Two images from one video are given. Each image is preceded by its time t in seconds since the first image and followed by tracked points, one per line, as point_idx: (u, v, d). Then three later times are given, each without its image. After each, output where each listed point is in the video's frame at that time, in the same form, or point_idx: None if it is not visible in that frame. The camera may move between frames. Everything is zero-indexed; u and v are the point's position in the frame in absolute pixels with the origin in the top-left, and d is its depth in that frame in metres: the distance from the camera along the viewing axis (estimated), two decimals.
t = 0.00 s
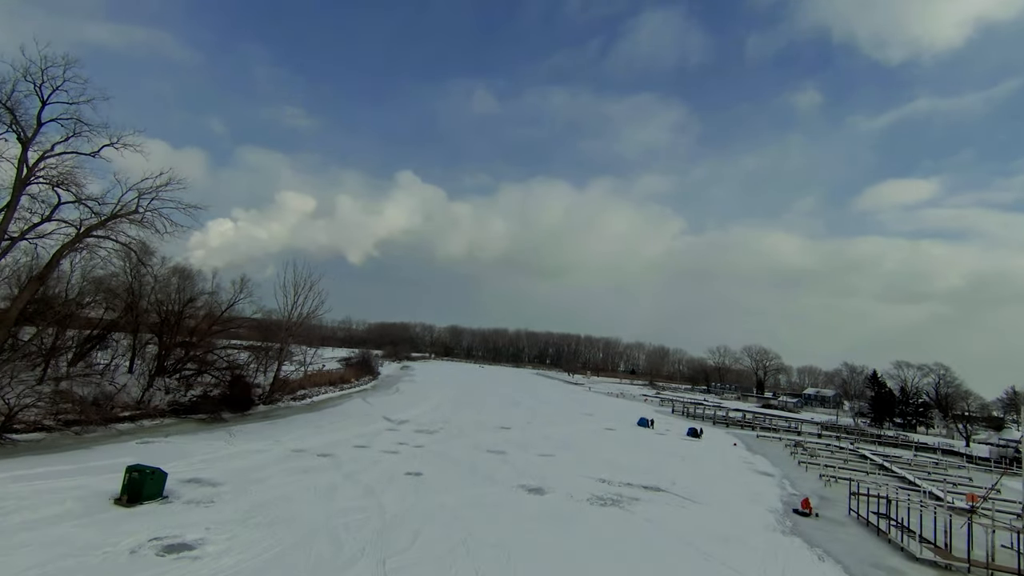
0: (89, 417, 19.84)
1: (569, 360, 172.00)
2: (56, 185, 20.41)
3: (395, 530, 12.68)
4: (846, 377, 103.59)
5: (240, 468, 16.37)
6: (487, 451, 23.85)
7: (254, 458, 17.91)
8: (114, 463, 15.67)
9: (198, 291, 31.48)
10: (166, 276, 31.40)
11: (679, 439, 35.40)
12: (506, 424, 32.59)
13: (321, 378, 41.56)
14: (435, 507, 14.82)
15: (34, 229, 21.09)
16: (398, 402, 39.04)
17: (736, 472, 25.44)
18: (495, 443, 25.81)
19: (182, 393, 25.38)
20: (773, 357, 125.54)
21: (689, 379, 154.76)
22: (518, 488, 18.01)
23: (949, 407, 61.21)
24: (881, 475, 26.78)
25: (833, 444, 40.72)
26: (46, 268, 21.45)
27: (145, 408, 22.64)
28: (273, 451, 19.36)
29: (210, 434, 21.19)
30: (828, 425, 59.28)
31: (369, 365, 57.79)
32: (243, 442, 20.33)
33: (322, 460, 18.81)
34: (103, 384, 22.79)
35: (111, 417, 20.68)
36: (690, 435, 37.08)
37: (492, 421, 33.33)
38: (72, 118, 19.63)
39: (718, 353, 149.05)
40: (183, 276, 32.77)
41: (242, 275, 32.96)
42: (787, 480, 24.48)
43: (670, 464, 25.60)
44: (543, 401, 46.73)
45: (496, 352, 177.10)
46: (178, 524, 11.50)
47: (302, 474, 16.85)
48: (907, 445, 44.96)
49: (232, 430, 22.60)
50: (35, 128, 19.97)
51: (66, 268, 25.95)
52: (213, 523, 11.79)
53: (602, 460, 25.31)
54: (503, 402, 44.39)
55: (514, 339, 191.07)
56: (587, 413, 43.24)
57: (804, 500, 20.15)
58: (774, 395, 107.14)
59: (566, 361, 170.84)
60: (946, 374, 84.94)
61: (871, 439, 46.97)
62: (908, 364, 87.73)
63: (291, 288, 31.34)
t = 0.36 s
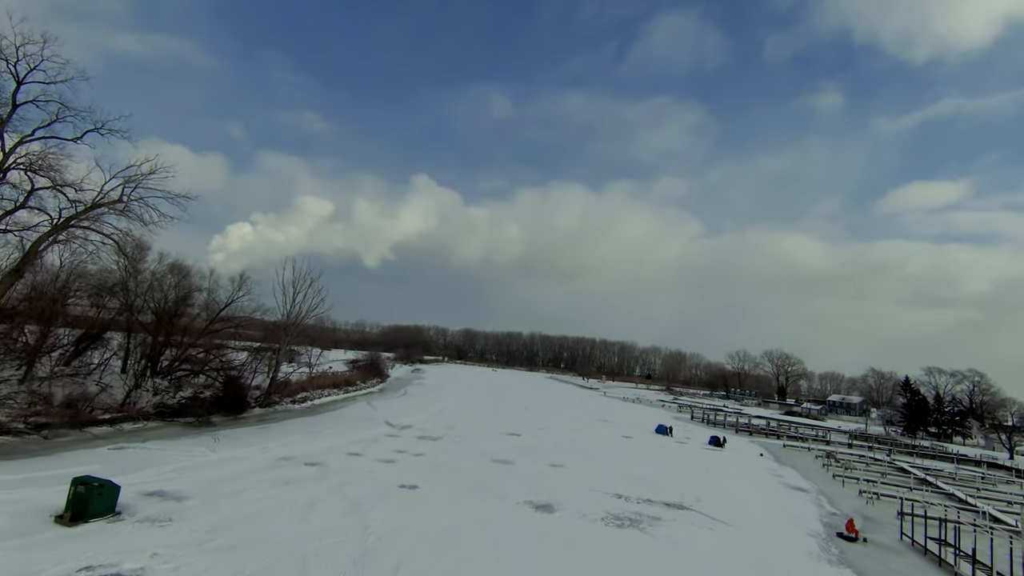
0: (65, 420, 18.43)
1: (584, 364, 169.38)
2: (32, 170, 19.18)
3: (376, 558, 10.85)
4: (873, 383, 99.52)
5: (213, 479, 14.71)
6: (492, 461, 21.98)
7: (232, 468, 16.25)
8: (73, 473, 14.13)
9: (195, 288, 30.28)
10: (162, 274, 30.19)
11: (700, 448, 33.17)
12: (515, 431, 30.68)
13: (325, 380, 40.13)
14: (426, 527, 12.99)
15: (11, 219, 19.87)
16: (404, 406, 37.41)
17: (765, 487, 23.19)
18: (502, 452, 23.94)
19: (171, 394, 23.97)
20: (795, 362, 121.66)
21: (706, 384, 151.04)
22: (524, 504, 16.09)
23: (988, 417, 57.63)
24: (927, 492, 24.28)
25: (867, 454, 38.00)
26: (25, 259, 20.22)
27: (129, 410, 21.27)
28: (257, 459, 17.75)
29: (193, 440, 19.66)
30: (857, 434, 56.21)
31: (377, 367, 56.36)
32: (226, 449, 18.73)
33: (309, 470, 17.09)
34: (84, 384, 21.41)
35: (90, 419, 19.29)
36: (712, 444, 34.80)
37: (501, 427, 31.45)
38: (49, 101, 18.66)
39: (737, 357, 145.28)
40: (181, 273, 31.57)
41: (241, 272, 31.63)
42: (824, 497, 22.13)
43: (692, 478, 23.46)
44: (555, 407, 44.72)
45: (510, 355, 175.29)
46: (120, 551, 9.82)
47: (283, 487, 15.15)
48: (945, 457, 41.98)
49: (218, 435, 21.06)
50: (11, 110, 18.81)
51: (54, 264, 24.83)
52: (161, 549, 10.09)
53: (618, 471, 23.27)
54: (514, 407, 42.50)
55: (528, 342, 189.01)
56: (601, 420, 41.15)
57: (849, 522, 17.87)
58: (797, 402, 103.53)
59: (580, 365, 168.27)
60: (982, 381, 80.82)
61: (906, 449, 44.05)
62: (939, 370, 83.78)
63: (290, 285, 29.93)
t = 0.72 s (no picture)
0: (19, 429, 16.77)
1: (591, 369, 166.94)
2: None
3: None
4: (890, 388, 96.46)
5: (170, 497, 12.93)
6: (491, 473, 20.03)
7: (197, 483, 14.47)
8: (10, 491, 12.40)
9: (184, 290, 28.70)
10: (146, 274, 28.69)
11: (716, 456, 31.03)
12: (517, 439, 28.78)
13: (321, 385, 38.45)
14: (409, 556, 11.11)
15: None
16: (400, 412, 35.58)
17: (792, 501, 21.08)
18: (503, 463, 22.02)
19: (147, 400, 22.33)
20: (808, 366, 118.68)
21: (717, 389, 148.03)
22: (524, 524, 14.13)
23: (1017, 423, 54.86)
24: (972, 506, 22.05)
25: (895, 463, 35.62)
26: None
27: (97, 418, 19.62)
28: (228, 473, 15.97)
29: (162, 450, 17.92)
30: (879, 441, 53.64)
31: (377, 372, 54.64)
32: (197, 461, 16.97)
33: (285, 485, 15.28)
34: (50, 389, 19.78)
35: (49, 428, 17.62)
36: (729, 452, 32.62)
37: (503, 435, 29.53)
38: (6, 81, 17.38)
39: (748, 361, 142.29)
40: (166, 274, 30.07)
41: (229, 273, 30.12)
42: (860, 514, 19.98)
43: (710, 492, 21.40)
44: (562, 413, 42.76)
45: (516, 360, 173.32)
46: None
47: (250, 505, 13.34)
48: (977, 466, 39.45)
49: (193, 444, 19.32)
50: None
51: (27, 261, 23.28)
52: None
53: (628, 485, 21.26)
54: (518, 413, 40.55)
55: (535, 347, 186.88)
56: (610, 426, 39.18)
57: (895, 543, 15.75)
58: (811, 407, 100.62)
59: (587, 370, 165.99)
60: (1006, 385, 77.73)
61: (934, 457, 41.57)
62: (961, 374, 80.81)
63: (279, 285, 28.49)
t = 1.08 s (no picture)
0: None
1: (596, 370, 164.81)
2: None
3: None
4: (904, 388, 93.91)
5: (111, 520, 11.18)
6: (488, 484, 18.18)
7: (150, 500, 12.74)
8: None
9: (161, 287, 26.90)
10: (122, 270, 26.91)
11: (731, 462, 29.07)
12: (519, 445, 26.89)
13: (313, 387, 36.75)
14: None
15: None
16: (396, 416, 33.80)
17: (821, 514, 19.12)
18: (502, 472, 20.20)
19: (115, 405, 20.67)
20: (818, 365, 116.19)
21: (725, 390, 145.53)
22: (522, 548, 12.28)
23: None
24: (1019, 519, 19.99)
25: (920, 468, 33.52)
26: None
27: (55, 425, 17.94)
28: (191, 487, 14.20)
29: (123, 460, 16.21)
30: (898, 443, 51.40)
31: (376, 374, 52.91)
32: (159, 473, 15.26)
33: (251, 502, 13.52)
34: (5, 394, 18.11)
35: None
36: (744, 457, 30.67)
37: (503, 440, 27.69)
38: None
39: (756, 361, 139.87)
40: (146, 271, 28.30)
41: (213, 269, 28.36)
42: (897, 529, 18.00)
43: (729, 504, 19.47)
44: (567, 416, 40.85)
45: (521, 362, 171.51)
46: None
47: (205, 529, 11.56)
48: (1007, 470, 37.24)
49: (161, 453, 17.63)
50: None
51: None
52: None
53: (639, 497, 19.36)
54: (520, 416, 38.67)
55: (539, 348, 184.97)
56: (617, 430, 37.25)
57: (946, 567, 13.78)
58: (823, 408, 98.19)
59: (593, 371, 163.94)
60: None
61: (960, 460, 39.39)
62: (979, 373, 78.28)
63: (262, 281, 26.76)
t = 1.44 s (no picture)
0: None
1: (597, 370, 163.06)
2: None
3: None
4: (912, 384, 92.07)
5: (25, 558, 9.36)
6: (482, 498, 16.32)
7: (83, 528, 10.90)
8: None
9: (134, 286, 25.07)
10: (89, 267, 24.98)
11: (745, 466, 27.24)
12: (517, 451, 25.05)
13: (302, 390, 34.95)
14: None
15: None
16: (389, 421, 31.98)
17: (851, 526, 17.26)
18: (499, 482, 18.36)
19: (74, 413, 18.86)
20: (823, 362, 114.30)
21: (728, 388, 143.72)
22: None
23: None
24: None
25: (944, 468, 31.67)
26: None
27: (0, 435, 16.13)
28: (139, 510, 12.38)
29: (70, 476, 14.38)
30: (913, 441, 49.59)
31: (370, 376, 51.13)
32: (106, 491, 13.43)
33: (204, 528, 11.67)
34: None
35: None
36: (758, 461, 28.82)
37: (502, 446, 25.88)
38: None
39: (759, 359, 138.10)
40: (116, 268, 26.38)
41: (189, 267, 26.55)
42: (941, 544, 16.11)
43: (749, 516, 17.62)
44: (569, 418, 39.04)
45: (521, 362, 170.02)
46: None
47: (141, 563, 9.72)
48: None
49: (117, 467, 15.80)
50: None
51: None
52: None
53: (650, 510, 17.50)
54: (520, 419, 36.82)
55: (539, 347, 183.31)
56: (621, 432, 35.38)
57: None
58: (829, 405, 96.41)
59: (594, 370, 162.28)
60: None
61: (982, 459, 37.52)
62: (990, 368, 76.42)
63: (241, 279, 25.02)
